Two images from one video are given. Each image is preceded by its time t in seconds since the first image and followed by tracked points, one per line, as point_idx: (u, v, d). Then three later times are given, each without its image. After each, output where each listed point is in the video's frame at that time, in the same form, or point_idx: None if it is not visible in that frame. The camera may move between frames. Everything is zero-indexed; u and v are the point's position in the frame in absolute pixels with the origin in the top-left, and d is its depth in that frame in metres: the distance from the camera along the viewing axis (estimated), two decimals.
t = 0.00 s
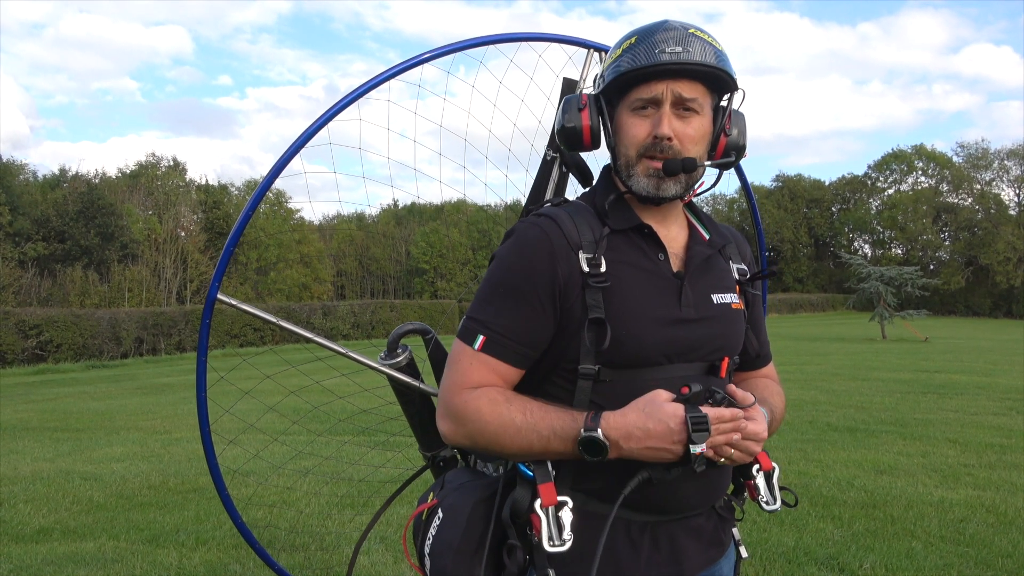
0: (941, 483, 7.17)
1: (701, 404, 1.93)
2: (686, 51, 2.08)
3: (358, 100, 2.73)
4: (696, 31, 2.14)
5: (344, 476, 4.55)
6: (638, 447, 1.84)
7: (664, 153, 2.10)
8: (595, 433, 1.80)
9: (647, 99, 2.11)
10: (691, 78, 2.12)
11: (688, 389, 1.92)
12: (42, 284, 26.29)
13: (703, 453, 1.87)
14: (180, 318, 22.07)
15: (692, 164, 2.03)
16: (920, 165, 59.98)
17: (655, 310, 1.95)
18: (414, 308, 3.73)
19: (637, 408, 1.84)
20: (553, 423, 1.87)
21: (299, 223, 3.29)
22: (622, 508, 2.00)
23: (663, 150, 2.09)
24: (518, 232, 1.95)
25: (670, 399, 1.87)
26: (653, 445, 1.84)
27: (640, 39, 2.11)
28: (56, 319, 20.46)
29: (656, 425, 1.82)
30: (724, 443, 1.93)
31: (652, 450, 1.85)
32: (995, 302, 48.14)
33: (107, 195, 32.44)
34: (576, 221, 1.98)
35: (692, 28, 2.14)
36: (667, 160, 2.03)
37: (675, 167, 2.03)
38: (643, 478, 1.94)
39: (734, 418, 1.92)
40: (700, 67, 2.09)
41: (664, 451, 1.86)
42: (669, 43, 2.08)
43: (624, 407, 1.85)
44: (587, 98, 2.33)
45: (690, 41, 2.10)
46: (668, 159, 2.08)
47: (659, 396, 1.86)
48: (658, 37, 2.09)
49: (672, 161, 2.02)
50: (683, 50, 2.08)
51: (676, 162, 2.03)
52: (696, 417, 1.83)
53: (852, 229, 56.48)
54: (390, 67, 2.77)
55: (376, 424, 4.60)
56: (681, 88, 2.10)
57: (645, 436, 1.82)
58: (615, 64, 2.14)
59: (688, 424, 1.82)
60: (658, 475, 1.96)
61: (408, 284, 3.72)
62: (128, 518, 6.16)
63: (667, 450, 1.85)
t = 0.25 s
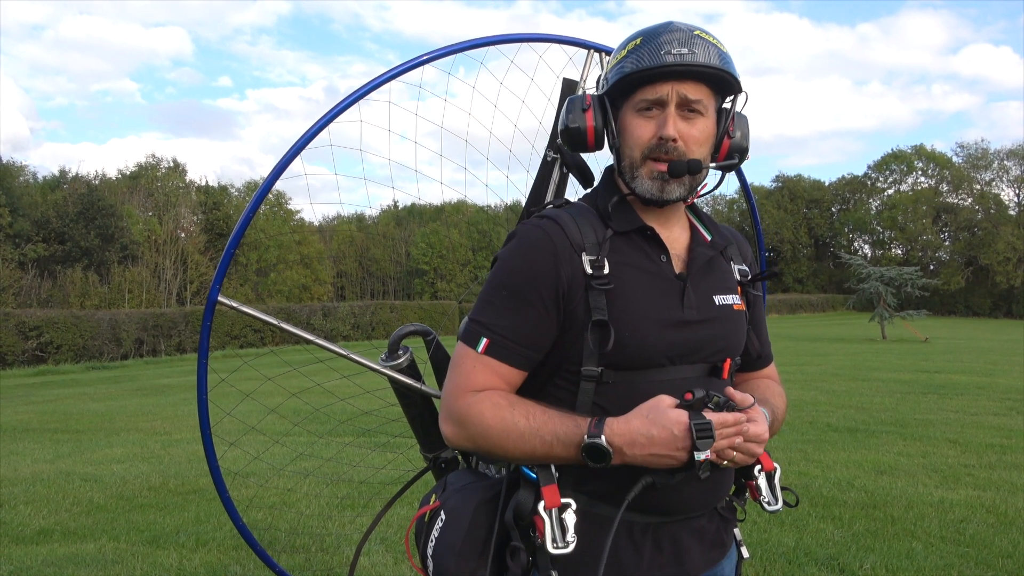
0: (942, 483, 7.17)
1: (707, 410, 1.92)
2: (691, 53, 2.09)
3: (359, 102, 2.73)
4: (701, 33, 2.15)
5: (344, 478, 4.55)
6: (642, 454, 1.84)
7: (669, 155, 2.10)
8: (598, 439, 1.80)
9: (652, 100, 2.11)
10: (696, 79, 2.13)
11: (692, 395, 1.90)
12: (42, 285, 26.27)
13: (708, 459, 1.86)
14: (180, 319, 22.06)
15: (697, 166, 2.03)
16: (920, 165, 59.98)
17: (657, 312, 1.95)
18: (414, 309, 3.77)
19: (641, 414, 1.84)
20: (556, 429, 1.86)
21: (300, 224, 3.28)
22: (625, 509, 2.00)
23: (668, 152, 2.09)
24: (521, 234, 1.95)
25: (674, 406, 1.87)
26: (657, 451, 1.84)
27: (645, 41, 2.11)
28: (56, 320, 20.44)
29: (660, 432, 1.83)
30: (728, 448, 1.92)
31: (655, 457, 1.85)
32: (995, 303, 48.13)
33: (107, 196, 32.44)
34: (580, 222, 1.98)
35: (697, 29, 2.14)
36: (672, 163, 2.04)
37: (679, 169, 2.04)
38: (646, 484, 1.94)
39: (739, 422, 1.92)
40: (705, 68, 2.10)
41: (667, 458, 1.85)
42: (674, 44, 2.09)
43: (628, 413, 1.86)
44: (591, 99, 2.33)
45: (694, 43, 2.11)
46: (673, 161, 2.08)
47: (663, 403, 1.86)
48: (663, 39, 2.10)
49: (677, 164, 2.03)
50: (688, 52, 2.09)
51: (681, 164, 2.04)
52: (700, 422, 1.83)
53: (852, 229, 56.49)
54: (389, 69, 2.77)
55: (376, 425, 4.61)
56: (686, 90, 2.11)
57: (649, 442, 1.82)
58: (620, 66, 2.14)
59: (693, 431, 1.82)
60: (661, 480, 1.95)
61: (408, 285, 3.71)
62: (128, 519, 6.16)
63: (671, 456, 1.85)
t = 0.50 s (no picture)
0: (942, 484, 7.17)
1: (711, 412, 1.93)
2: (694, 55, 2.09)
3: (361, 101, 2.73)
4: (704, 34, 2.15)
5: (344, 478, 4.56)
6: (645, 456, 1.84)
7: (671, 155, 2.10)
8: (602, 441, 1.80)
9: (654, 101, 2.11)
10: (698, 81, 2.13)
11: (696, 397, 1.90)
12: (42, 286, 26.27)
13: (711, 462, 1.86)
14: (180, 320, 22.06)
15: (698, 168, 2.03)
16: (920, 165, 59.98)
17: (657, 312, 1.95)
18: (414, 309, 3.83)
19: (644, 416, 1.84)
20: (558, 430, 1.86)
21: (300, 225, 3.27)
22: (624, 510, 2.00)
23: (670, 153, 2.09)
24: (522, 234, 1.95)
25: (678, 408, 1.87)
26: (660, 453, 1.84)
27: (648, 41, 2.11)
28: (56, 321, 20.43)
29: (664, 434, 1.83)
30: (731, 451, 1.92)
31: (658, 458, 1.85)
32: (995, 303, 48.13)
33: (107, 196, 32.42)
34: (580, 223, 1.98)
35: (700, 31, 2.14)
36: (673, 163, 2.04)
37: (681, 170, 2.04)
38: (650, 486, 1.94)
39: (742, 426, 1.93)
40: (708, 70, 2.09)
41: (670, 460, 1.86)
42: (677, 45, 2.09)
43: (631, 415, 1.86)
44: (593, 99, 2.33)
45: (697, 45, 2.11)
46: (675, 162, 2.08)
47: (667, 404, 1.86)
48: (666, 40, 2.09)
49: (679, 164, 2.03)
50: (690, 53, 2.08)
51: (683, 166, 2.04)
52: (704, 425, 1.83)
53: (852, 230, 56.50)
54: (392, 69, 2.77)
55: (377, 426, 4.61)
56: (688, 91, 2.11)
57: (653, 444, 1.82)
58: (623, 66, 2.14)
59: (697, 434, 1.82)
60: (665, 482, 1.95)
61: (408, 285, 3.75)
62: (129, 520, 6.16)
63: (674, 458, 1.85)
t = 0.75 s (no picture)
0: (942, 485, 7.17)
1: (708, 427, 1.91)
2: (696, 54, 2.09)
3: (364, 101, 2.74)
4: (708, 34, 2.15)
5: (344, 478, 4.56)
6: (643, 471, 1.83)
7: (672, 154, 2.10)
8: (598, 457, 1.80)
9: (656, 99, 2.11)
10: (701, 80, 2.13)
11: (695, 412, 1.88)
12: (42, 286, 26.27)
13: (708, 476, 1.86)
14: (180, 320, 22.07)
15: (699, 166, 2.03)
16: (920, 166, 60.00)
17: (657, 314, 1.95)
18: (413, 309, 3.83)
19: (642, 432, 1.84)
20: (556, 440, 1.85)
21: (300, 225, 3.27)
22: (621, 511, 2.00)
23: (671, 151, 2.09)
24: (522, 234, 1.95)
25: (676, 423, 1.86)
26: (658, 468, 1.83)
27: (651, 40, 2.11)
28: (56, 321, 20.44)
29: (661, 450, 1.82)
30: (729, 460, 1.93)
31: (656, 473, 1.84)
32: (995, 304, 48.13)
33: (107, 197, 32.43)
34: (581, 223, 1.98)
35: (704, 31, 2.14)
36: (674, 162, 2.03)
37: (681, 168, 2.04)
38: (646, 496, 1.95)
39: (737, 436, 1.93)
40: (710, 69, 2.10)
41: (668, 475, 1.85)
42: (680, 44, 2.09)
43: (629, 430, 1.85)
44: (595, 98, 2.34)
45: (700, 44, 2.11)
46: (675, 161, 2.08)
47: (665, 420, 1.85)
48: (668, 39, 2.10)
49: (678, 163, 2.03)
50: (693, 52, 2.09)
51: (683, 164, 2.04)
52: (702, 442, 1.82)
53: (852, 231, 56.50)
54: (396, 68, 2.78)
55: (377, 426, 4.61)
56: (691, 90, 2.11)
57: (650, 461, 1.82)
58: (625, 65, 2.14)
59: (695, 451, 1.81)
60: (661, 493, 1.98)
61: (408, 286, 3.75)
62: (129, 520, 6.16)
63: (672, 473, 1.85)
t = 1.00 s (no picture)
0: (942, 486, 7.18)
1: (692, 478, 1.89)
2: (692, 52, 2.10)
3: (365, 102, 2.74)
4: (703, 33, 2.16)
5: (344, 479, 4.57)
6: (615, 501, 1.81)
7: (668, 152, 2.10)
8: (575, 476, 1.78)
9: (653, 98, 2.12)
10: (697, 78, 2.13)
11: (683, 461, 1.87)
12: (42, 286, 26.29)
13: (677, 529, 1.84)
14: (180, 320, 22.08)
15: (696, 163, 2.04)
16: (921, 168, 60.03)
17: (655, 314, 1.95)
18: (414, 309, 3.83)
19: (628, 465, 1.82)
20: (535, 449, 1.84)
21: (300, 226, 3.28)
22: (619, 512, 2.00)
23: (667, 149, 2.09)
24: (521, 236, 1.95)
25: (662, 464, 1.84)
26: (632, 505, 1.81)
27: (647, 39, 2.12)
28: (56, 321, 20.44)
29: (640, 488, 1.80)
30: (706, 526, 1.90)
31: (629, 509, 1.82)
32: (996, 306, 48.13)
33: (107, 197, 32.45)
34: (579, 224, 1.98)
35: (700, 29, 2.16)
36: (671, 160, 2.04)
37: (678, 165, 2.04)
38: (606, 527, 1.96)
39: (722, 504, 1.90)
40: (706, 67, 2.10)
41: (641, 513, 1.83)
42: (676, 42, 2.10)
43: (616, 459, 1.83)
44: (592, 98, 2.35)
45: (696, 42, 2.12)
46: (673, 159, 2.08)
47: (655, 459, 1.84)
48: (664, 37, 2.11)
49: (676, 161, 2.03)
50: (688, 50, 2.09)
51: (681, 161, 2.04)
52: (687, 494, 1.79)
53: (853, 232, 56.50)
54: (397, 69, 2.78)
55: (377, 426, 4.61)
56: (687, 88, 2.11)
57: (628, 493, 1.80)
58: (621, 64, 2.15)
59: (676, 501, 1.79)
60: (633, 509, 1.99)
61: (408, 287, 3.74)
62: (129, 520, 6.16)
63: (645, 514, 1.83)
